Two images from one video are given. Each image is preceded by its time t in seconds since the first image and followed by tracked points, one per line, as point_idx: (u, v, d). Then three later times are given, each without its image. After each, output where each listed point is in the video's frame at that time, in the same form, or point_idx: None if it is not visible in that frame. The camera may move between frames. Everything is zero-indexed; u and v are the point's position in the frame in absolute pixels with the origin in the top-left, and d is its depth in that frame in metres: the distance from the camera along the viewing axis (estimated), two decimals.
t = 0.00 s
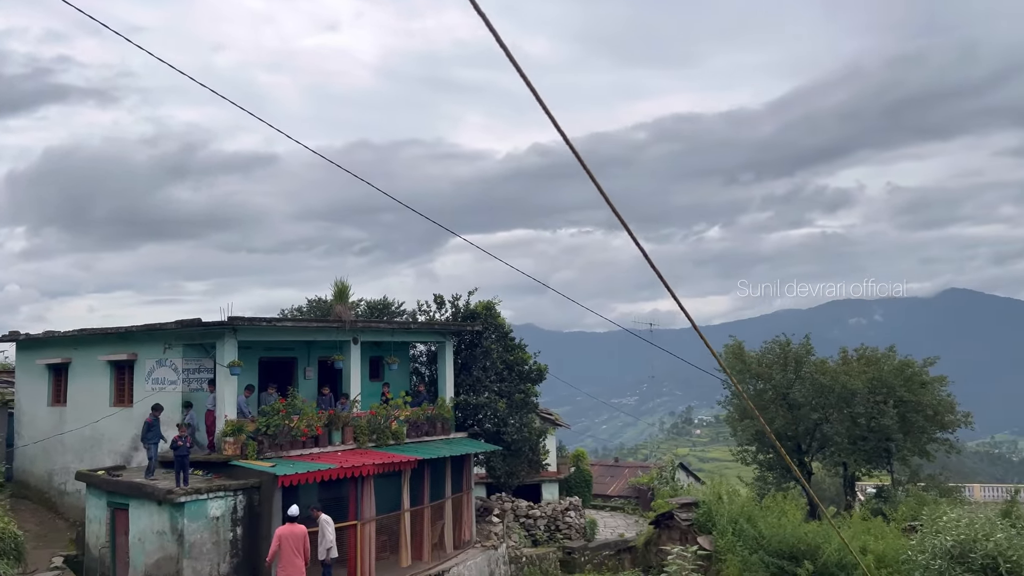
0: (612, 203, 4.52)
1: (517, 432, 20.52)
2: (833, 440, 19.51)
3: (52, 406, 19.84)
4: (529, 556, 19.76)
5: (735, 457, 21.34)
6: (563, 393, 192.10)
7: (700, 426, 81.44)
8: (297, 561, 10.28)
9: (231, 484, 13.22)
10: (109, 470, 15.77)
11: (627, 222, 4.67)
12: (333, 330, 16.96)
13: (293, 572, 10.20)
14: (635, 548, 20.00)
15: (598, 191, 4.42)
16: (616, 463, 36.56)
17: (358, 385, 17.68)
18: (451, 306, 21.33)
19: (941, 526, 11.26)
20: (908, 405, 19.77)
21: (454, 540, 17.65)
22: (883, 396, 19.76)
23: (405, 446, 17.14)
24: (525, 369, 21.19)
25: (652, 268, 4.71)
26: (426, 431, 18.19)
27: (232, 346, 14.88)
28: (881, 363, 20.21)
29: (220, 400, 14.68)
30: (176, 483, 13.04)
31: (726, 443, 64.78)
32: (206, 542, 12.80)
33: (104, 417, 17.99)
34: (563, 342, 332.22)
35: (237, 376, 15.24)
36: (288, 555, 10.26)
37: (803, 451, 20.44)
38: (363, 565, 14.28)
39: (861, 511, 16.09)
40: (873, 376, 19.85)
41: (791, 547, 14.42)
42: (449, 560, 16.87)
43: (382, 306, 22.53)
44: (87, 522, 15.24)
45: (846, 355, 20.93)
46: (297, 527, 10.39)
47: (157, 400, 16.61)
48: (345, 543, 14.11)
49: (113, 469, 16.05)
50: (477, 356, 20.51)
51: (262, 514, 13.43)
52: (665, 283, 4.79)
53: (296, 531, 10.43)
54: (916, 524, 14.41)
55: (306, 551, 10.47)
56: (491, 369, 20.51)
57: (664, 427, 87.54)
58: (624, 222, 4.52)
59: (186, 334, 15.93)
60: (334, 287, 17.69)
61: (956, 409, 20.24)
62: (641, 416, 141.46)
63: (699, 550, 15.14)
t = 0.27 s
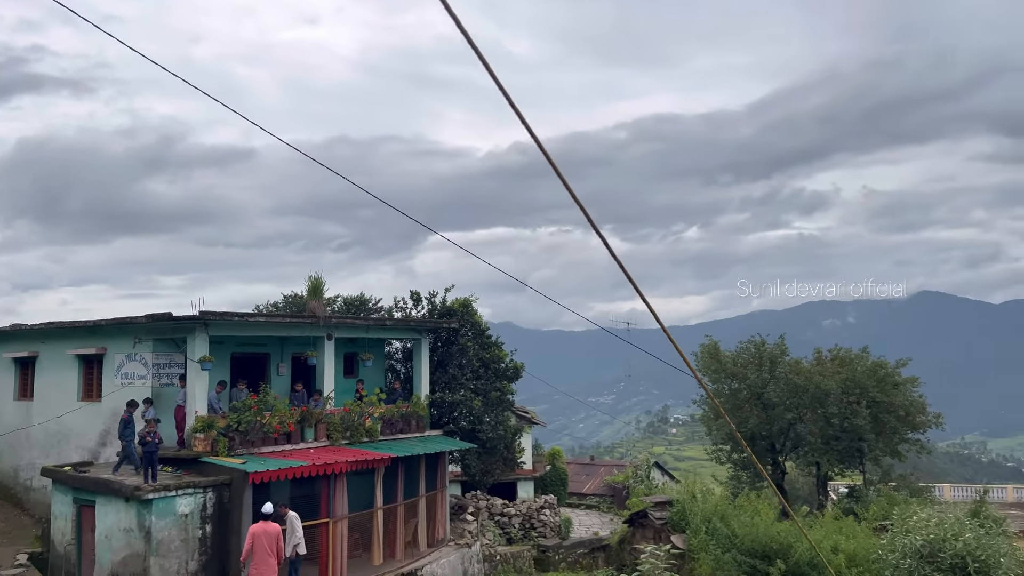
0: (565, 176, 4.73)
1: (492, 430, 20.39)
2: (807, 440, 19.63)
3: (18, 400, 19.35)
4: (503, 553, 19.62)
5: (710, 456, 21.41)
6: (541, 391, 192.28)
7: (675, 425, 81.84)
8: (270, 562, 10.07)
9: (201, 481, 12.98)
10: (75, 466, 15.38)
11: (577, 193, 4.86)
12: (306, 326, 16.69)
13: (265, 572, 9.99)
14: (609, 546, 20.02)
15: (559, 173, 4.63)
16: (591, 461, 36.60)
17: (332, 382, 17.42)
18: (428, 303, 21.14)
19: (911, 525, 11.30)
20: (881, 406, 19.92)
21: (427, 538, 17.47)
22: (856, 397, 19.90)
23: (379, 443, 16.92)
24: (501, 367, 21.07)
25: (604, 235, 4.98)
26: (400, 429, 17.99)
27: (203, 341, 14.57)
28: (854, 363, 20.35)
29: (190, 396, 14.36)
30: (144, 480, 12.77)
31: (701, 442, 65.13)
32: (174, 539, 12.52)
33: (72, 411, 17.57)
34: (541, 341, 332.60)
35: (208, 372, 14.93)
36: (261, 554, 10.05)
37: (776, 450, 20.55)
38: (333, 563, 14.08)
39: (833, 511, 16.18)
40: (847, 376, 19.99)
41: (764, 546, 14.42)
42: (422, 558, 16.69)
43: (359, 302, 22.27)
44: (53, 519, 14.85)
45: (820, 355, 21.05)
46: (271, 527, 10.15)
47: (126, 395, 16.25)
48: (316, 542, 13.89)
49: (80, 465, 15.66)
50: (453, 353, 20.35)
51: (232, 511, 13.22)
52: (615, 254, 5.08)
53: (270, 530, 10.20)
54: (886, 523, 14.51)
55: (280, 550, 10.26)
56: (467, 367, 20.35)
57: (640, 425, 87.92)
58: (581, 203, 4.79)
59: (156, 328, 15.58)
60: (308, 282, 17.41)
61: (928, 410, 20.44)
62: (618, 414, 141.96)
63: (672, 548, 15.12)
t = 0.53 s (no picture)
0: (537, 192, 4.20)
1: (455, 428, 20.24)
2: (767, 439, 19.88)
3: None
4: (465, 552, 19.48)
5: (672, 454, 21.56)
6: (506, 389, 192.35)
7: (639, 423, 82.53)
8: (228, 562, 9.81)
9: (156, 478, 12.60)
10: (25, 463, 14.88)
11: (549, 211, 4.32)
12: (267, 321, 16.36)
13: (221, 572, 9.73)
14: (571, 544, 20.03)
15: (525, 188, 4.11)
16: (555, 459, 36.66)
17: (293, 378, 17.10)
18: (392, 300, 20.90)
19: (867, 524, 11.46)
20: (839, 406, 20.24)
21: (388, 537, 17.26)
22: (815, 397, 20.20)
23: (340, 441, 16.66)
24: (465, 365, 20.93)
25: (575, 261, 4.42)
26: (362, 426, 17.74)
27: (160, 335, 14.19)
28: (814, 364, 20.64)
29: (146, 391, 13.95)
30: (97, 478, 12.35)
31: (664, 441, 65.79)
32: (127, 538, 12.14)
33: (22, 406, 16.99)
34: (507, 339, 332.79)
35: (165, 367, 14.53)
36: (219, 553, 9.79)
37: (737, 449, 20.78)
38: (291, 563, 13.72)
39: (791, 509, 16.38)
40: (806, 376, 20.27)
41: (723, 544, 14.49)
42: (383, 557, 16.48)
43: (322, 298, 21.95)
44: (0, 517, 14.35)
45: (781, 356, 21.32)
46: (229, 525, 9.90)
47: (79, 389, 15.73)
48: (274, 541, 13.56)
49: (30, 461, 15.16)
50: (417, 351, 20.16)
51: (188, 509, 12.81)
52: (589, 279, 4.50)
53: (230, 530, 9.96)
54: (843, 522, 14.72)
55: (238, 551, 10.02)
56: (431, 365, 20.17)
57: (604, 423, 88.61)
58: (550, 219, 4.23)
59: (111, 322, 15.14)
60: (270, 277, 17.07)
61: (884, 411, 20.83)
62: (582, 413, 142.67)
63: (633, 547, 15.21)
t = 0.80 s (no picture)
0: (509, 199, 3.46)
1: (405, 426, 19.99)
2: (714, 437, 20.19)
3: None
4: (414, 551, 19.26)
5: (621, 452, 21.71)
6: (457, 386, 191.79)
7: (589, 421, 83.15)
8: (170, 562, 9.42)
9: (93, 476, 12.04)
10: None
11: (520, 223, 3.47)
12: (212, 316, 15.86)
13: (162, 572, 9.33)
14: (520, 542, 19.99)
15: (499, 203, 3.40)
16: (505, 457, 36.62)
17: (239, 375, 16.62)
18: (342, 295, 20.52)
19: (811, 520, 11.66)
20: (785, 405, 20.65)
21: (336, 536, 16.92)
22: (762, 395, 20.58)
23: (287, 439, 16.23)
24: (416, 362, 20.68)
25: (552, 280, 3.54)
26: (310, 424, 17.35)
27: (100, 330, 13.61)
28: (761, 363, 21.01)
29: (84, 387, 13.33)
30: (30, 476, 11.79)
31: (613, 438, 66.43)
32: (62, 539, 11.60)
33: None
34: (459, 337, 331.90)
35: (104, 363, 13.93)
36: (159, 553, 9.39)
37: (685, 447, 21.01)
38: (235, 563, 13.33)
39: (738, 506, 16.63)
40: (753, 375, 20.63)
41: (671, 541, 14.59)
42: (330, 556, 16.14)
43: (271, 293, 21.42)
44: None
45: (729, 355, 21.67)
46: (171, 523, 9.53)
47: (10, 386, 14.63)
48: (216, 541, 13.10)
49: None
50: (367, 347, 19.84)
51: (127, 509, 12.28)
52: (569, 306, 3.64)
53: (170, 528, 9.58)
54: (788, 518, 15.00)
55: (178, 551, 9.61)
56: (381, 362, 19.87)
57: (555, 421, 89.04)
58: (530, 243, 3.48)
59: (47, 315, 14.48)
60: (216, 270, 16.56)
61: (828, 409, 21.34)
62: (533, 411, 143.18)
63: (582, 545, 15.27)
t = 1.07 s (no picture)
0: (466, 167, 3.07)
1: (344, 424, 19.61)
2: (653, 434, 20.58)
3: None
4: (352, 551, 18.88)
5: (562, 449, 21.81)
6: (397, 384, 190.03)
7: (530, 418, 83.48)
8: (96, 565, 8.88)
9: (12, 479, 11.33)
10: None
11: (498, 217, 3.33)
12: (142, 312, 15.21)
13: None
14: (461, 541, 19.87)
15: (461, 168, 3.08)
16: (446, 455, 36.41)
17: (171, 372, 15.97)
18: (280, 291, 19.99)
19: (748, 515, 11.89)
20: (722, 402, 21.09)
21: (272, 537, 16.45)
22: (699, 392, 20.97)
23: (221, 438, 15.64)
24: (356, 359, 20.30)
25: (530, 280, 3.39)
26: (245, 423, 16.82)
27: (21, 325, 12.87)
28: (699, 360, 21.40)
29: (3, 385, 12.57)
30: None
31: (553, 436, 66.85)
32: None
33: None
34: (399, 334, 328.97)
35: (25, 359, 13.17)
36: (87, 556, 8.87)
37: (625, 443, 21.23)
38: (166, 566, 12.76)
39: (677, 502, 16.90)
40: (692, 373, 20.99)
41: (612, 538, 14.69)
42: (265, 558, 15.67)
43: (204, 288, 20.70)
44: None
45: (668, 352, 22.02)
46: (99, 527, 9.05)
47: None
48: (148, 543, 12.49)
49: None
50: (305, 344, 19.38)
51: (50, 513, 11.63)
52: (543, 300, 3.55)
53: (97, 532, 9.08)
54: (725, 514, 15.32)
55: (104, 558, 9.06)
56: (320, 359, 19.44)
57: (495, 419, 89.10)
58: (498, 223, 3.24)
59: None
60: (147, 264, 15.91)
61: (763, 406, 21.88)
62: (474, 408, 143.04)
63: (523, 542, 15.29)
